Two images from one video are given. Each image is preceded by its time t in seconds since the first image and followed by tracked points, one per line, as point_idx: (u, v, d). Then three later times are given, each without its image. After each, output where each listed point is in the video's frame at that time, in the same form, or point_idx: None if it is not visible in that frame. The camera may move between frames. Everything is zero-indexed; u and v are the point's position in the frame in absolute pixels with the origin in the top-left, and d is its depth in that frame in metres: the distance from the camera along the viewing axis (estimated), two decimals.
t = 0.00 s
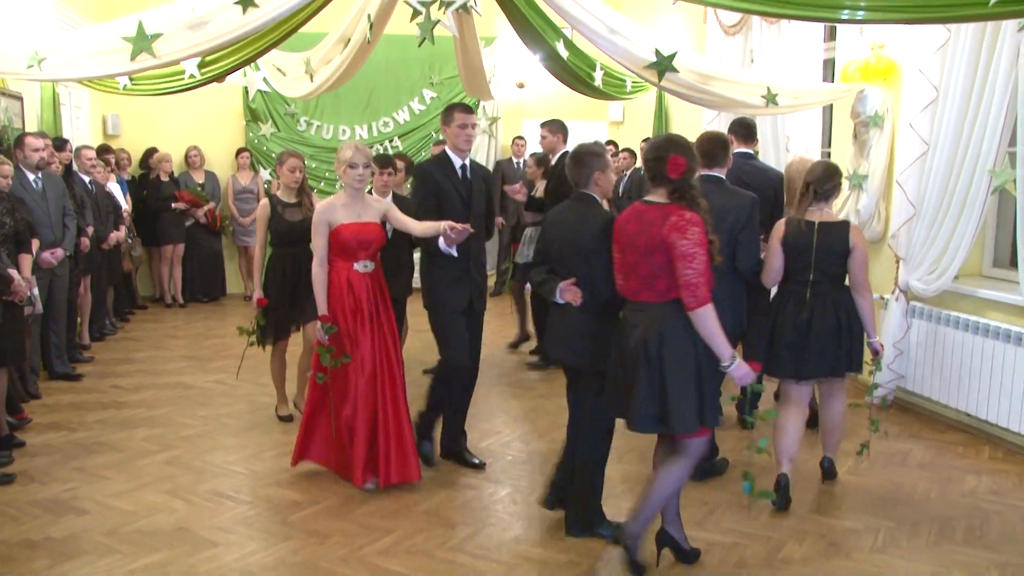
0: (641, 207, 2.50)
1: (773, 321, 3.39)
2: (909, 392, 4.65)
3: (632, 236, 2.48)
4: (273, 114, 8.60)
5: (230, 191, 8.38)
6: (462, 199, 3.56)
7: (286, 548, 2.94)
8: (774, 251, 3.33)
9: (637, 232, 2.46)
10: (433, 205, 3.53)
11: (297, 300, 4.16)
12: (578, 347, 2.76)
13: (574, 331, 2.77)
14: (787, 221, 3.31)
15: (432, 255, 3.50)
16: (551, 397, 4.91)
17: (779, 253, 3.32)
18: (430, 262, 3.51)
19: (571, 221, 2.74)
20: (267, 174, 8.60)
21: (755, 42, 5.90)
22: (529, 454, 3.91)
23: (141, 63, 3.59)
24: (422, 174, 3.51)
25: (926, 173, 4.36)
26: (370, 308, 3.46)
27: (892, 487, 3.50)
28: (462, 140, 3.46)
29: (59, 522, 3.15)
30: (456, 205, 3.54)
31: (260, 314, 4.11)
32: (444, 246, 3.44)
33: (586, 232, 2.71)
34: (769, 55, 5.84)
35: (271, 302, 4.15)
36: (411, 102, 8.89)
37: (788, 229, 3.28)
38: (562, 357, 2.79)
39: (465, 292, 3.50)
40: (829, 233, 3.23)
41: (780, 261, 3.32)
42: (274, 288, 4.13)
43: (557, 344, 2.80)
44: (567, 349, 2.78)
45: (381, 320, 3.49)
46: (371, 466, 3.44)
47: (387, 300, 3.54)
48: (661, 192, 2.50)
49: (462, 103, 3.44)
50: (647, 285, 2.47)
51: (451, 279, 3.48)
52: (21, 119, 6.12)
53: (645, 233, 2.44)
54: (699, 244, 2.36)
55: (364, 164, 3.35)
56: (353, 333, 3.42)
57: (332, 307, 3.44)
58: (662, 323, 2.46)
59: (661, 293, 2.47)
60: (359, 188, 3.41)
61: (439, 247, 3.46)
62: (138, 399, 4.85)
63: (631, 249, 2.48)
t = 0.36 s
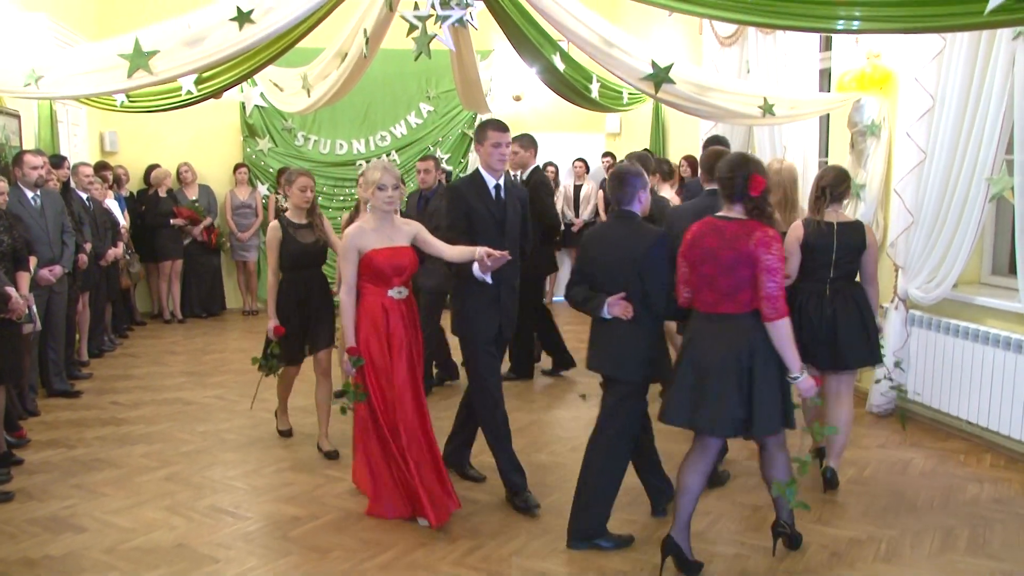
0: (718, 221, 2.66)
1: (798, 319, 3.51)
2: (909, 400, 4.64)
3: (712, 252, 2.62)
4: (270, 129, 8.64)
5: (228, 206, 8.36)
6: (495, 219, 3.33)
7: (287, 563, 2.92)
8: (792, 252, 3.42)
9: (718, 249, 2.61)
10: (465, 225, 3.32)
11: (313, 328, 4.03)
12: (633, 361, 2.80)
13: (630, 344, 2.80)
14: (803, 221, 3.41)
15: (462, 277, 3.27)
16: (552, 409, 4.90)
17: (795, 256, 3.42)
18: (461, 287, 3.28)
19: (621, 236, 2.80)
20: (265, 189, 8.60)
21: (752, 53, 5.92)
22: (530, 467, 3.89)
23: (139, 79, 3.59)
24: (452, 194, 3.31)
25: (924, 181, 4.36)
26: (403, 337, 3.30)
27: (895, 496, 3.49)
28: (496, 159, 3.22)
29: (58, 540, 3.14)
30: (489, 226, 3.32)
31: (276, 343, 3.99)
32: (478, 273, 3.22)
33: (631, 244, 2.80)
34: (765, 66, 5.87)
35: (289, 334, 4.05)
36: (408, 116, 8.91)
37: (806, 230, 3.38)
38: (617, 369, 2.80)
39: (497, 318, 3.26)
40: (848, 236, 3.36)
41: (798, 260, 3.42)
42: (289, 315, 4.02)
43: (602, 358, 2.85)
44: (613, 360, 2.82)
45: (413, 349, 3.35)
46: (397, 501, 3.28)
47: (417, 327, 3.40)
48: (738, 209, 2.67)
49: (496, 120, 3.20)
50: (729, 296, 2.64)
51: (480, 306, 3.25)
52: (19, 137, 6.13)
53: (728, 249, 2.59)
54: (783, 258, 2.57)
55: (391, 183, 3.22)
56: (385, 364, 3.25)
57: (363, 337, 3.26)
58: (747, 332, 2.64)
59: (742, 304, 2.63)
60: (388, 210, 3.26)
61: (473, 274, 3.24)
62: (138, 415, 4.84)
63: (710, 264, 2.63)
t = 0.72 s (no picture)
0: (776, 218, 2.86)
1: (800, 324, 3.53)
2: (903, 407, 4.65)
3: (772, 248, 2.83)
4: (265, 134, 8.63)
5: (223, 211, 8.34)
6: (527, 221, 3.22)
7: (281, 569, 2.91)
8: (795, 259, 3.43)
9: (776, 245, 2.82)
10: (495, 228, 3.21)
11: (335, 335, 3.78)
12: (671, 349, 3.06)
13: (662, 336, 3.07)
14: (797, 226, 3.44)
15: (495, 281, 3.17)
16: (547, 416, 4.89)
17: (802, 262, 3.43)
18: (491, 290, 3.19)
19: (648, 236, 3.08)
20: (260, 194, 8.59)
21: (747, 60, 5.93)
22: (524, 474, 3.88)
23: (133, 83, 3.57)
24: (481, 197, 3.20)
25: (919, 189, 4.37)
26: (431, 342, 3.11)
27: (889, 503, 3.49)
28: (526, 157, 3.15)
29: (51, 546, 3.12)
30: (521, 228, 3.21)
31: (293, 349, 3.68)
32: (514, 273, 3.10)
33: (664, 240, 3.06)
34: (760, 73, 5.89)
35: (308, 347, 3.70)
36: (404, 122, 8.92)
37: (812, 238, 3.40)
38: (658, 359, 3.07)
39: (531, 320, 3.17)
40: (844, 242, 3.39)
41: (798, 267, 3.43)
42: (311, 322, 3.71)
43: (638, 348, 3.10)
44: (649, 351, 3.08)
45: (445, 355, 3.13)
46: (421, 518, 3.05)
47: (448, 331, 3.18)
48: (795, 207, 2.88)
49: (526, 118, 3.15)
50: (788, 289, 2.84)
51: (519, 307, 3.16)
52: (13, 141, 6.12)
53: (790, 244, 2.79)
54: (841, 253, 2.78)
55: (421, 182, 3.03)
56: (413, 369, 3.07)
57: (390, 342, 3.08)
58: (805, 321, 2.84)
59: (801, 295, 2.84)
60: (416, 210, 3.07)
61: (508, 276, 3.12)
62: (131, 421, 4.82)
63: (770, 259, 2.84)
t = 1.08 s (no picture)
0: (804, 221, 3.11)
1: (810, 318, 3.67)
2: (904, 404, 4.66)
3: (806, 247, 3.08)
4: (265, 134, 8.62)
5: (223, 211, 8.33)
6: (578, 231, 2.92)
7: (282, 569, 2.91)
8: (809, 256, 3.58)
9: (811, 245, 3.07)
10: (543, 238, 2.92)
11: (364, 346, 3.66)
12: (709, 346, 3.13)
13: (697, 330, 3.11)
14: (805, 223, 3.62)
15: (543, 296, 2.89)
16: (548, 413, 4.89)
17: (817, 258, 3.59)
18: (537, 304, 2.92)
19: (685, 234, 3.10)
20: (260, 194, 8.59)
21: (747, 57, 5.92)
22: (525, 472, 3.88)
23: (132, 84, 3.57)
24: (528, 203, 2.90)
25: (920, 186, 4.37)
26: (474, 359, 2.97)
27: (890, 501, 3.48)
28: (578, 164, 2.86)
29: (52, 546, 3.12)
30: (571, 239, 2.92)
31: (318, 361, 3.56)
32: (564, 289, 2.84)
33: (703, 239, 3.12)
34: (760, 70, 5.88)
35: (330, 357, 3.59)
36: (404, 120, 8.91)
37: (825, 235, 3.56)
38: (697, 354, 3.13)
39: (580, 339, 2.88)
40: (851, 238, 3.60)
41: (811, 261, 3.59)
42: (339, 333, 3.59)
43: (673, 346, 3.15)
44: (687, 348, 3.13)
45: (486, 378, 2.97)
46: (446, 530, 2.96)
47: (493, 345, 3.04)
48: (821, 208, 3.13)
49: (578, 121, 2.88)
50: (821, 285, 3.10)
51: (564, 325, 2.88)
52: (12, 142, 6.12)
53: (823, 244, 3.06)
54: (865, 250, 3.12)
55: (461, 191, 2.85)
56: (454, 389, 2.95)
57: (431, 361, 2.98)
58: (837, 313, 3.11)
59: (832, 290, 3.10)
60: (456, 220, 2.91)
61: (558, 293, 2.86)
62: (132, 421, 4.81)
63: (803, 259, 3.09)
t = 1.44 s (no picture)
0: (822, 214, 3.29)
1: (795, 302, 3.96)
2: (902, 404, 4.65)
3: (825, 240, 3.28)
4: (264, 132, 8.60)
5: (222, 209, 8.32)
6: (629, 230, 2.83)
7: (281, 568, 2.91)
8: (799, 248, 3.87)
9: (829, 238, 3.28)
10: (594, 235, 2.81)
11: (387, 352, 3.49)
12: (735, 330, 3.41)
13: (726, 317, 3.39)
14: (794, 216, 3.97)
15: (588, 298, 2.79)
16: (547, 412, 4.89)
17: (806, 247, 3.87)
18: (585, 304, 2.81)
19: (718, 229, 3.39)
20: (259, 191, 8.58)
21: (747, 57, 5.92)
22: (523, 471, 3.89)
23: (131, 82, 3.57)
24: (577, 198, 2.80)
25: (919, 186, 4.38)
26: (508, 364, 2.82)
27: (887, 501, 3.49)
28: (628, 155, 2.77)
29: (50, 545, 3.12)
30: (622, 237, 2.82)
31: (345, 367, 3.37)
32: (604, 287, 2.73)
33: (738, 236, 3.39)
34: (759, 70, 5.88)
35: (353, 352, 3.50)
36: (403, 119, 8.91)
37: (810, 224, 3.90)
38: (731, 344, 3.40)
39: (630, 340, 2.79)
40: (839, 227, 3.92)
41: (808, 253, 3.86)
42: (361, 337, 3.46)
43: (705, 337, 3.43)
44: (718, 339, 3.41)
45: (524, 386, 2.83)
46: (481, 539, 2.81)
47: (529, 351, 2.88)
48: (836, 203, 3.33)
49: (631, 111, 2.78)
50: (838, 275, 3.32)
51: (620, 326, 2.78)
52: (10, 139, 6.11)
53: (840, 237, 3.28)
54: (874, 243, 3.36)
55: (498, 182, 2.73)
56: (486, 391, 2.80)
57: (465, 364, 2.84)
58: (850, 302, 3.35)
59: (847, 280, 3.33)
60: (493, 213, 2.78)
61: (597, 291, 2.75)
62: (130, 419, 4.81)
63: (822, 251, 3.29)
